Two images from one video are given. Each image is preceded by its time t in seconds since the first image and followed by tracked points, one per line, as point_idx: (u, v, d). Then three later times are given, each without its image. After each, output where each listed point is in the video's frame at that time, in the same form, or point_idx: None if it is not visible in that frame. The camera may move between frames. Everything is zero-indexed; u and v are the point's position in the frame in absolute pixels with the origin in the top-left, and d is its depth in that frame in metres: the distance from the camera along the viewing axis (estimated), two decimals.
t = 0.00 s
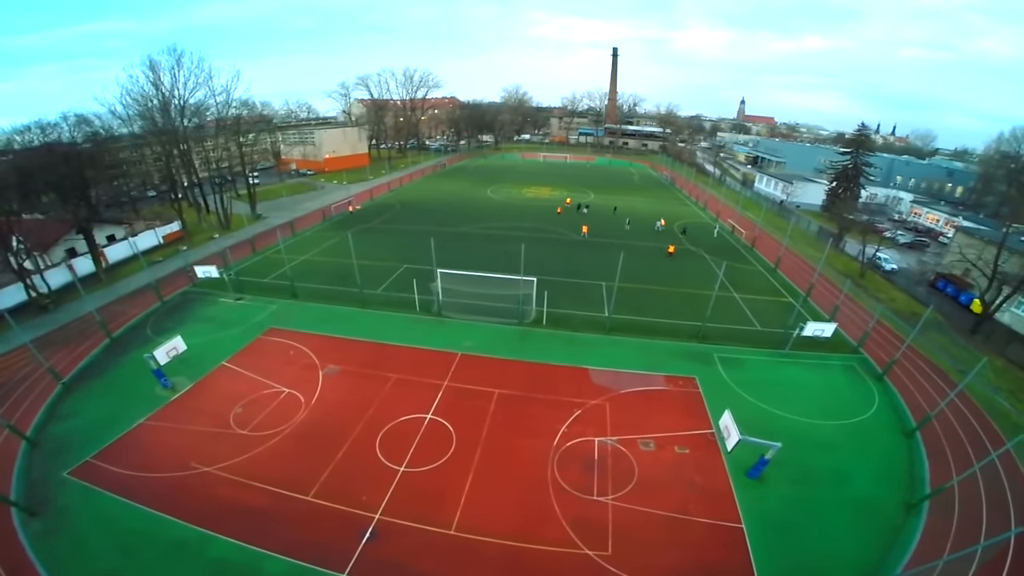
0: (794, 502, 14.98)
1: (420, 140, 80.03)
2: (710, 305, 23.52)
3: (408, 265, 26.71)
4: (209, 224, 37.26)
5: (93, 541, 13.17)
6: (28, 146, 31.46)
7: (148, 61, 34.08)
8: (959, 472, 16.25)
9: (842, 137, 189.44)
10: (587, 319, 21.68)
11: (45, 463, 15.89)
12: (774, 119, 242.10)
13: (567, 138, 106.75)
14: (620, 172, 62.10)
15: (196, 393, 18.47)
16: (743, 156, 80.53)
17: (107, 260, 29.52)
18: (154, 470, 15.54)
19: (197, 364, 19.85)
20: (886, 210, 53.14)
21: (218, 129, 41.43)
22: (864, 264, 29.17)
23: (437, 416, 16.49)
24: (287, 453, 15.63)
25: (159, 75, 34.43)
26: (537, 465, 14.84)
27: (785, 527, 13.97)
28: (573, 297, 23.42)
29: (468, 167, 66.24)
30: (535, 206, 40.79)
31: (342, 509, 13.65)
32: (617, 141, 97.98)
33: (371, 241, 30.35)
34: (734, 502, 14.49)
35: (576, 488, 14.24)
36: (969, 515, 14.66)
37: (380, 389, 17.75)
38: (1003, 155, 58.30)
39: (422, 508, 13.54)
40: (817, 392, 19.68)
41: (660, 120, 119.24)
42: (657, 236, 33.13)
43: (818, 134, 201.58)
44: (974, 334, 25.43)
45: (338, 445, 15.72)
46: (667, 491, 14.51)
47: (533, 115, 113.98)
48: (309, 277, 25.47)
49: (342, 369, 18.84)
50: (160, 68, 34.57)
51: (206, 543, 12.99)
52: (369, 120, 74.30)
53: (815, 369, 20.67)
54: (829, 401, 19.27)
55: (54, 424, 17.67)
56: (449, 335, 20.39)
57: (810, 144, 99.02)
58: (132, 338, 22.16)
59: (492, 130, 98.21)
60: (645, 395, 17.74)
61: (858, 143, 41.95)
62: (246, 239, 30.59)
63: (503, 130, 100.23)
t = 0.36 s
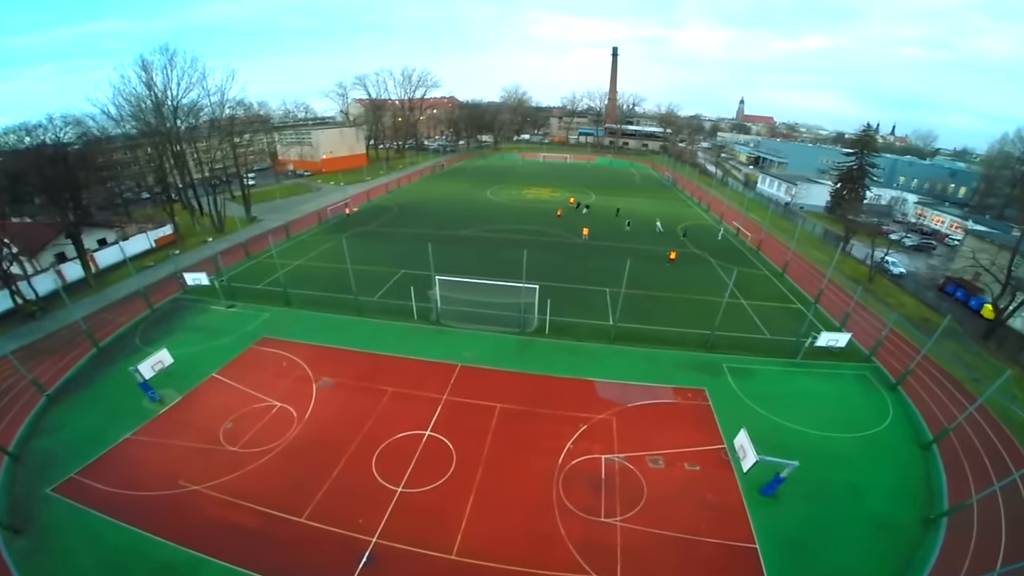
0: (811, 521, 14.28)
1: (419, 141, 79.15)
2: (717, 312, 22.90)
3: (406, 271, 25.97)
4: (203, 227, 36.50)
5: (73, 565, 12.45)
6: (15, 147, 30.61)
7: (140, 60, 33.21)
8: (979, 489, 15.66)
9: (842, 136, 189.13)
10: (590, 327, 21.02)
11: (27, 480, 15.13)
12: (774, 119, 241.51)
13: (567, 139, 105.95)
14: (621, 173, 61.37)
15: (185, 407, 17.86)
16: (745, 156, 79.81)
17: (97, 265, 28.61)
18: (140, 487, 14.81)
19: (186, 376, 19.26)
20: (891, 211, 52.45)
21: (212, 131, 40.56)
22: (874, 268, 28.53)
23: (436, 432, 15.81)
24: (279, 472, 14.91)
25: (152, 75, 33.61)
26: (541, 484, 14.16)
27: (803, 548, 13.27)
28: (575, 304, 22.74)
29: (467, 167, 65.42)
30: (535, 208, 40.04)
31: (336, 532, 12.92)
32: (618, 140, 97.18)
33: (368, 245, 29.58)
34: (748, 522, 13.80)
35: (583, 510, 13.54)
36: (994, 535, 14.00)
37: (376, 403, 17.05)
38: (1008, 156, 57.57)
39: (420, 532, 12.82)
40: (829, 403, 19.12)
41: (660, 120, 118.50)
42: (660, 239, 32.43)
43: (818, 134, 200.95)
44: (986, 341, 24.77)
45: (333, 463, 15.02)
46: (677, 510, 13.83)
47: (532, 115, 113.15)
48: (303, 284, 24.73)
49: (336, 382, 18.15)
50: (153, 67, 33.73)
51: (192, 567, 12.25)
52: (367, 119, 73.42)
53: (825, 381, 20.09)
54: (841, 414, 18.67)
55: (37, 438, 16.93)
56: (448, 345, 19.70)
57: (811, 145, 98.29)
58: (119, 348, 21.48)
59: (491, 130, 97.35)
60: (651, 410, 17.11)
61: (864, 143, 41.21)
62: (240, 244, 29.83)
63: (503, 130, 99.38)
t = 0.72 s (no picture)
0: (831, 540, 13.57)
1: (418, 141, 78.40)
2: (725, 320, 22.30)
3: (404, 277, 25.25)
4: (196, 230, 35.66)
5: None
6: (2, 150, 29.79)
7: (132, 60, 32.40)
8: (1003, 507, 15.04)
9: (842, 136, 188.76)
10: (594, 336, 20.36)
11: (7, 498, 14.35)
12: (773, 119, 241.04)
13: (566, 139, 105.19)
14: (622, 174, 60.67)
15: (172, 422, 17.19)
16: (746, 156, 79.17)
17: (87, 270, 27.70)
18: (125, 506, 14.07)
19: (175, 389, 18.63)
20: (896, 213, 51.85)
21: (207, 133, 39.74)
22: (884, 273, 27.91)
23: (435, 450, 15.11)
24: (271, 491, 14.17)
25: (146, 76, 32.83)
26: (546, 506, 13.44)
27: (824, 571, 12.56)
28: (578, 311, 22.08)
29: (467, 168, 64.67)
30: (536, 210, 39.33)
31: (330, 558, 12.17)
32: (618, 140, 96.41)
33: (365, 249, 28.83)
34: (765, 543, 13.10)
35: (591, 532, 12.83)
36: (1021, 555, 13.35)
37: (373, 418, 16.36)
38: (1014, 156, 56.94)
39: (419, 558, 12.08)
40: (841, 416, 18.54)
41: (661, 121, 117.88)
42: (664, 243, 31.76)
43: (818, 134, 200.46)
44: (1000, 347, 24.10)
45: (327, 482, 14.29)
46: (691, 532, 13.14)
47: (532, 115, 112.45)
48: (297, 290, 24.01)
49: (332, 396, 17.46)
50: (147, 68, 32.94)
51: None
52: (365, 120, 72.59)
53: (836, 394, 19.49)
54: (854, 428, 18.03)
55: (19, 453, 16.16)
56: (447, 356, 19.01)
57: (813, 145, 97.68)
58: (107, 357, 20.77)
59: (490, 130, 96.56)
60: (659, 425, 16.48)
61: (870, 145, 40.52)
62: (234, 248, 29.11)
63: (503, 130, 98.59)
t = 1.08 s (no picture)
0: (854, 564, 12.82)
1: (417, 141, 77.68)
2: (734, 328, 21.72)
3: (403, 283, 24.53)
4: (191, 232, 34.89)
5: None
6: None
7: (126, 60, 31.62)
8: None
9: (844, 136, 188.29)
10: (600, 346, 19.69)
11: None
12: (774, 120, 240.30)
13: (567, 139, 104.48)
14: (624, 175, 59.92)
15: (161, 436, 16.47)
16: (750, 157, 78.48)
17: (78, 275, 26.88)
18: (108, 526, 13.30)
19: (163, 402, 17.94)
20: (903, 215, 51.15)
21: (203, 134, 38.98)
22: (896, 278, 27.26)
23: (435, 468, 14.42)
24: (262, 513, 13.41)
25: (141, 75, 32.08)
26: (552, 530, 12.70)
27: None
28: (583, 319, 21.38)
29: (467, 169, 63.89)
30: (538, 212, 38.61)
31: None
32: (620, 140, 95.64)
33: (363, 254, 28.08)
34: (784, 568, 12.37)
35: (600, 558, 12.09)
36: None
37: (370, 434, 15.70)
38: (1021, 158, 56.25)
39: None
40: (858, 429, 17.86)
41: (662, 121, 117.13)
42: (669, 246, 31.04)
43: (819, 134, 199.76)
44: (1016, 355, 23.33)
45: (322, 504, 13.54)
46: (705, 555, 12.42)
47: (532, 115, 111.68)
48: (293, 297, 23.33)
49: (326, 411, 16.76)
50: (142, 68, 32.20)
51: None
52: (365, 120, 71.80)
53: (850, 408, 18.82)
54: (870, 443, 17.33)
55: None
56: (447, 367, 18.32)
57: (816, 146, 96.98)
58: (95, 367, 20.05)
59: (491, 130, 95.73)
60: (668, 443, 15.80)
61: (877, 146, 39.74)
62: (228, 251, 28.38)
63: (503, 130, 97.83)
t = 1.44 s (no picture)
0: None
1: (416, 141, 76.88)
2: (745, 338, 21.16)
3: (401, 290, 23.79)
4: (184, 235, 34.08)
5: None
6: None
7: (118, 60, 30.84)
8: None
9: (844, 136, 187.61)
10: (606, 357, 19.04)
11: None
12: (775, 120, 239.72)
13: (567, 139, 103.68)
14: (626, 176, 59.21)
15: (148, 453, 15.68)
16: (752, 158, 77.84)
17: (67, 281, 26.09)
18: (88, 549, 12.55)
19: (151, 417, 17.24)
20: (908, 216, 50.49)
21: (197, 135, 38.19)
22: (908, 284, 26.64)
23: (435, 488, 13.72)
24: (253, 536, 12.65)
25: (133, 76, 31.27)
26: (560, 556, 11.97)
27: None
28: (587, 328, 20.70)
29: (466, 170, 63.07)
30: (539, 214, 37.90)
31: None
32: (620, 140, 94.89)
33: (360, 259, 27.32)
34: None
35: None
36: None
37: (366, 452, 15.00)
38: None
39: None
40: (874, 445, 17.23)
41: (663, 121, 116.38)
42: (674, 250, 30.36)
43: (819, 134, 199.18)
44: None
45: (316, 527, 12.80)
46: None
47: (532, 115, 110.91)
48: (289, 305, 22.66)
49: (322, 427, 16.08)
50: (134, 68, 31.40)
51: None
52: (363, 120, 70.90)
53: (865, 422, 18.18)
54: (888, 460, 16.66)
55: None
56: (447, 380, 17.64)
57: (818, 147, 96.33)
58: (82, 378, 19.30)
59: (491, 130, 94.94)
60: (678, 463, 15.16)
61: (885, 147, 39.33)
62: (223, 256, 27.66)
63: (503, 130, 96.96)
